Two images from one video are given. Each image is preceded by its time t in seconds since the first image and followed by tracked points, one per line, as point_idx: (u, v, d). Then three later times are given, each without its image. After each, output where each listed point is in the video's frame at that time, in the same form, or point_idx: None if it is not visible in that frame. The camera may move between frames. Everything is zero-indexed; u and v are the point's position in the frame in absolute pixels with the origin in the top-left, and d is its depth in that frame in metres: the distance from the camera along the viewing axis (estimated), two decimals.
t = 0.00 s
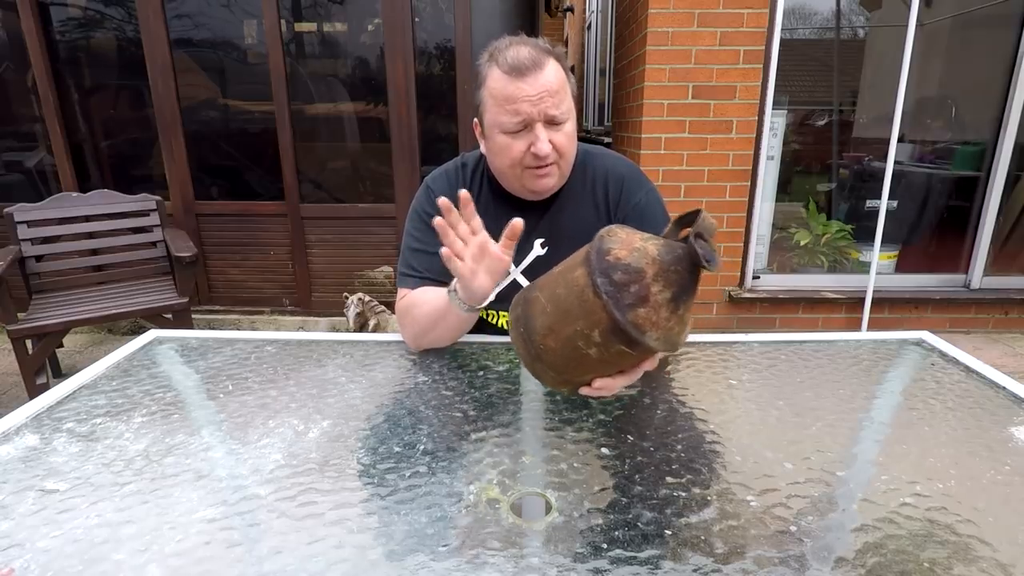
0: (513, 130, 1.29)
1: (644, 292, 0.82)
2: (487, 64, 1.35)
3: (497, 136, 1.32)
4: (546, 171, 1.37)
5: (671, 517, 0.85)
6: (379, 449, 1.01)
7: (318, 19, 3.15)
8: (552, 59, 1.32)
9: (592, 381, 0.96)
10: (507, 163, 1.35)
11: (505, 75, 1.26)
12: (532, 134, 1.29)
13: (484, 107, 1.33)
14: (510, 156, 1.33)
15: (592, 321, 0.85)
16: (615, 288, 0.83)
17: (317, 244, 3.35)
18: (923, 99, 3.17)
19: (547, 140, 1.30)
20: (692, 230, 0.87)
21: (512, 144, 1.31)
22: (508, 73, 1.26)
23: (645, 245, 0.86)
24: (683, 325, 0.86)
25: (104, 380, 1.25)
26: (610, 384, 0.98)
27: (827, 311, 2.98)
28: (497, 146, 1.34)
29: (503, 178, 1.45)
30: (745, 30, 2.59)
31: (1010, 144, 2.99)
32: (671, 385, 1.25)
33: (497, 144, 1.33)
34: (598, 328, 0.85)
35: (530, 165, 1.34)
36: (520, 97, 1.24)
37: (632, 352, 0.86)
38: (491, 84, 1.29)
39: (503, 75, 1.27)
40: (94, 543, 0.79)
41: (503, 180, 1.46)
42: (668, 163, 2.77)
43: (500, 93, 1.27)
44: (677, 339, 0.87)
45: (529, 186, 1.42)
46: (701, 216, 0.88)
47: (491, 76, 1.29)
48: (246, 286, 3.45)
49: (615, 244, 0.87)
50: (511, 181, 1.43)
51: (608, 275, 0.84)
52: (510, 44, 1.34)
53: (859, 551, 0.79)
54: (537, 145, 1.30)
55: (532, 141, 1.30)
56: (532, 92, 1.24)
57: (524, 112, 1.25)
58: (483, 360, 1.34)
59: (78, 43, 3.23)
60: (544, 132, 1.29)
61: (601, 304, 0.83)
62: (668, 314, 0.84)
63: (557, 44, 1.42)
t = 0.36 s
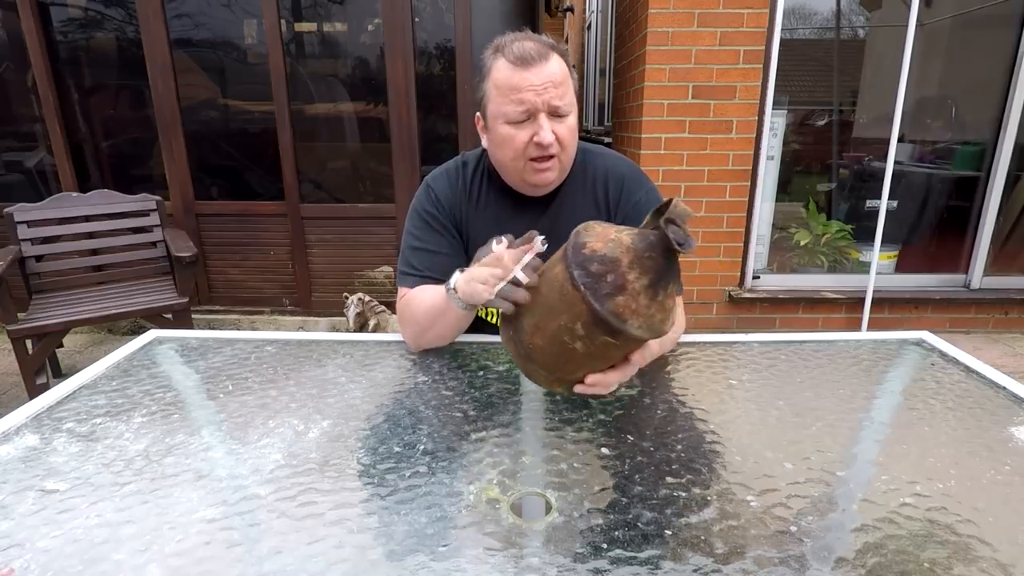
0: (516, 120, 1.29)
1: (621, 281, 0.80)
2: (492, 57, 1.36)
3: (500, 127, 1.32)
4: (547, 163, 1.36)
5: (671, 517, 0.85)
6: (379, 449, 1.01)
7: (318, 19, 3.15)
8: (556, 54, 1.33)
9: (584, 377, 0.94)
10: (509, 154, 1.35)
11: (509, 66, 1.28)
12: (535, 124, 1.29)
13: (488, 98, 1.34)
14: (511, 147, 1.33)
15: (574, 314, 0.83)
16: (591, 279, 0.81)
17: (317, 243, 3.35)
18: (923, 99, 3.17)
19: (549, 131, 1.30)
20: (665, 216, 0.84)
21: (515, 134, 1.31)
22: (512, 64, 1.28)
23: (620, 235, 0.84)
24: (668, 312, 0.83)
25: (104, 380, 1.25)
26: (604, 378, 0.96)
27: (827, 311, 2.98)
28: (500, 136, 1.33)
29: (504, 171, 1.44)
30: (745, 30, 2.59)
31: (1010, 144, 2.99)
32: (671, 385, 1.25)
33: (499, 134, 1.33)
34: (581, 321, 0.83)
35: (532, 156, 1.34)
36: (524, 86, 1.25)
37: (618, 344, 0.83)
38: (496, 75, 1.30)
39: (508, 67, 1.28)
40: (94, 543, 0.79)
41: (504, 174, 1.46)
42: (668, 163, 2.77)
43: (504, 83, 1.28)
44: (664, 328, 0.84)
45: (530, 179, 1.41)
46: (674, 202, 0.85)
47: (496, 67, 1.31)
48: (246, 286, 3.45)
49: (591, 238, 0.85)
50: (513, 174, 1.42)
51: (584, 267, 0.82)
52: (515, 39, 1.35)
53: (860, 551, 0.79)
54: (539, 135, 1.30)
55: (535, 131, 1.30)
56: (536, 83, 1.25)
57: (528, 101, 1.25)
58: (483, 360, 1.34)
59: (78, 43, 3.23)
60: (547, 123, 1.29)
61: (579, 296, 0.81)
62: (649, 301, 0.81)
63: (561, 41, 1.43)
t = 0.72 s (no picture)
0: (515, 116, 1.29)
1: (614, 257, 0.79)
2: (494, 53, 1.36)
3: (499, 122, 1.32)
4: (545, 160, 1.37)
5: (672, 517, 0.85)
6: (378, 449, 1.01)
7: (318, 19, 3.15)
8: (558, 52, 1.33)
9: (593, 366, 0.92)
10: (507, 149, 1.35)
11: (511, 63, 1.28)
12: (534, 121, 1.30)
13: (488, 93, 1.34)
14: (509, 143, 1.33)
15: (575, 302, 0.81)
16: (585, 262, 0.80)
17: (317, 243, 3.35)
18: (923, 99, 3.17)
19: (547, 129, 1.30)
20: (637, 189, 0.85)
21: (513, 130, 1.31)
22: (514, 61, 1.27)
23: (601, 217, 0.84)
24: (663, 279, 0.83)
25: (104, 380, 1.25)
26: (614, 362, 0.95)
27: (827, 311, 2.97)
28: (498, 132, 1.34)
29: (502, 165, 1.44)
30: (745, 30, 2.59)
31: (1010, 144, 2.99)
32: (671, 385, 1.25)
33: (498, 129, 1.33)
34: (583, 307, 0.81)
35: (530, 152, 1.34)
36: (524, 83, 1.25)
37: (624, 322, 0.82)
38: (497, 71, 1.30)
39: (509, 63, 1.28)
40: (94, 543, 0.79)
41: (502, 170, 1.46)
42: (668, 163, 2.77)
43: (505, 79, 1.27)
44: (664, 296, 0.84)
45: (527, 174, 1.41)
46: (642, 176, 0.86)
47: (498, 63, 1.31)
48: (246, 286, 3.44)
49: (572, 225, 0.84)
50: (510, 170, 1.42)
51: (576, 253, 0.81)
52: (518, 35, 1.35)
53: (860, 551, 0.79)
54: (538, 132, 1.30)
55: (534, 127, 1.30)
56: (537, 80, 1.25)
57: (528, 98, 1.25)
58: (483, 360, 1.34)
59: (78, 43, 3.23)
60: (546, 120, 1.30)
61: (577, 282, 0.80)
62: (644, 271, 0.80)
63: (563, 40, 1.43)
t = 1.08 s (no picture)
0: (506, 112, 1.30)
1: (561, 237, 0.78)
2: (492, 48, 1.37)
3: (491, 116, 1.34)
4: (535, 155, 1.37)
5: (671, 517, 0.85)
6: (378, 449, 1.01)
7: (318, 19, 3.15)
8: (553, 48, 1.32)
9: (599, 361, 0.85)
10: (499, 144, 1.37)
11: (503, 58, 1.28)
12: (523, 116, 1.30)
13: (483, 88, 1.36)
14: (500, 137, 1.35)
15: (544, 294, 0.77)
16: (536, 253, 0.78)
17: (317, 243, 3.35)
18: (922, 99, 3.18)
19: (536, 124, 1.30)
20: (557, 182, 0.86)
21: (504, 125, 1.33)
22: (507, 56, 1.28)
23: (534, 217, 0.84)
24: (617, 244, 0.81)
25: (104, 380, 1.25)
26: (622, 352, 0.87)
27: (827, 311, 2.97)
28: (491, 126, 1.35)
29: (496, 160, 1.46)
30: (745, 30, 2.59)
31: (1010, 144, 2.99)
32: (671, 384, 1.24)
33: (490, 124, 1.35)
34: (554, 295, 0.77)
35: (520, 148, 1.35)
36: (514, 79, 1.26)
37: (598, 293, 0.78)
38: (491, 67, 1.31)
39: (502, 58, 1.29)
40: (94, 544, 0.79)
41: (498, 164, 1.48)
42: (668, 163, 2.77)
43: (496, 75, 1.28)
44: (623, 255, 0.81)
45: (518, 169, 1.42)
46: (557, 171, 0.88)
47: (492, 59, 1.32)
48: (246, 286, 3.45)
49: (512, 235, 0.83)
50: (503, 164, 1.44)
51: (523, 248, 0.78)
52: (516, 31, 1.35)
53: (860, 551, 0.79)
54: (526, 127, 1.30)
55: (523, 123, 1.30)
56: (526, 76, 1.25)
57: (517, 94, 1.26)
58: (483, 360, 1.34)
59: (78, 43, 3.23)
60: (535, 115, 1.30)
61: (537, 271, 0.76)
62: (594, 238, 0.79)
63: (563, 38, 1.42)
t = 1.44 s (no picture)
0: (503, 112, 1.32)
1: (502, 277, 0.87)
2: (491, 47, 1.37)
3: (489, 116, 1.35)
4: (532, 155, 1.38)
5: (672, 517, 0.85)
6: (378, 449, 1.01)
7: (318, 19, 3.15)
8: (552, 47, 1.32)
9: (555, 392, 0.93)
10: (496, 144, 1.38)
11: (500, 58, 1.29)
12: (520, 116, 1.31)
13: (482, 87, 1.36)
14: (496, 137, 1.36)
15: (487, 331, 0.87)
16: (480, 293, 0.88)
17: (317, 244, 3.35)
18: (923, 99, 3.18)
19: (532, 124, 1.31)
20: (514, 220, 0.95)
21: (501, 125, 1.34)
22: (504, 56, 1.28)
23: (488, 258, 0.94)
24: (559, 281, 0.89)
25: (104, 380, 1.25)
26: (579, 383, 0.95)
27: (827, 311, 2.97)
28: (488, 125, 1.37)
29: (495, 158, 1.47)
30: (745, 30, 2.59)
31: (1010, 144, 2.99)
32: (671, 384, 1.24)
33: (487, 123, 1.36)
34: (495, 332, 0.86)
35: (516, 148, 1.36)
36: (511, 79, 1.26)
37: (537, 330, 0.86)
38: (489, 66, 1.32)
39: (500, 58, 1.29)
40: (94, 543, 0.79)
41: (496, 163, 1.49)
42: (668, 163, 2.76)
43: (493, 75, 1.29)
44: (569, 291, 0.89)
45: (515, 169, 1.43)
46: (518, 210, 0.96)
47: (490, 58, 1.33)
48: (246, 286, 3.45)
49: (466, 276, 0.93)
50: (500, 163, 1.45)
51: (468, 289, 0.89)
52: (515, 29, 1.35)
53: (860, 551, 0.78)
54: (521, 127, 1.31)
55: (518, 123, 1.32)
56: (523, 76, 1.26)
57: (513, 94, 1.27)
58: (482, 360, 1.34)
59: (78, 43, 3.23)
60: (531, 115, 1.31)
61: (479, 311, 0.86)
62: (534, 277, 0.87)
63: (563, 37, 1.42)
